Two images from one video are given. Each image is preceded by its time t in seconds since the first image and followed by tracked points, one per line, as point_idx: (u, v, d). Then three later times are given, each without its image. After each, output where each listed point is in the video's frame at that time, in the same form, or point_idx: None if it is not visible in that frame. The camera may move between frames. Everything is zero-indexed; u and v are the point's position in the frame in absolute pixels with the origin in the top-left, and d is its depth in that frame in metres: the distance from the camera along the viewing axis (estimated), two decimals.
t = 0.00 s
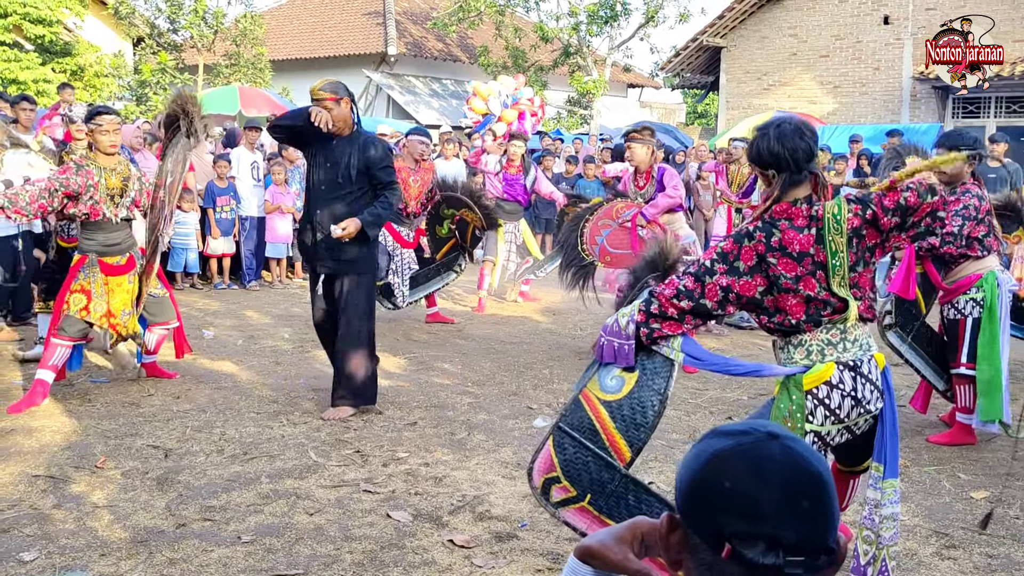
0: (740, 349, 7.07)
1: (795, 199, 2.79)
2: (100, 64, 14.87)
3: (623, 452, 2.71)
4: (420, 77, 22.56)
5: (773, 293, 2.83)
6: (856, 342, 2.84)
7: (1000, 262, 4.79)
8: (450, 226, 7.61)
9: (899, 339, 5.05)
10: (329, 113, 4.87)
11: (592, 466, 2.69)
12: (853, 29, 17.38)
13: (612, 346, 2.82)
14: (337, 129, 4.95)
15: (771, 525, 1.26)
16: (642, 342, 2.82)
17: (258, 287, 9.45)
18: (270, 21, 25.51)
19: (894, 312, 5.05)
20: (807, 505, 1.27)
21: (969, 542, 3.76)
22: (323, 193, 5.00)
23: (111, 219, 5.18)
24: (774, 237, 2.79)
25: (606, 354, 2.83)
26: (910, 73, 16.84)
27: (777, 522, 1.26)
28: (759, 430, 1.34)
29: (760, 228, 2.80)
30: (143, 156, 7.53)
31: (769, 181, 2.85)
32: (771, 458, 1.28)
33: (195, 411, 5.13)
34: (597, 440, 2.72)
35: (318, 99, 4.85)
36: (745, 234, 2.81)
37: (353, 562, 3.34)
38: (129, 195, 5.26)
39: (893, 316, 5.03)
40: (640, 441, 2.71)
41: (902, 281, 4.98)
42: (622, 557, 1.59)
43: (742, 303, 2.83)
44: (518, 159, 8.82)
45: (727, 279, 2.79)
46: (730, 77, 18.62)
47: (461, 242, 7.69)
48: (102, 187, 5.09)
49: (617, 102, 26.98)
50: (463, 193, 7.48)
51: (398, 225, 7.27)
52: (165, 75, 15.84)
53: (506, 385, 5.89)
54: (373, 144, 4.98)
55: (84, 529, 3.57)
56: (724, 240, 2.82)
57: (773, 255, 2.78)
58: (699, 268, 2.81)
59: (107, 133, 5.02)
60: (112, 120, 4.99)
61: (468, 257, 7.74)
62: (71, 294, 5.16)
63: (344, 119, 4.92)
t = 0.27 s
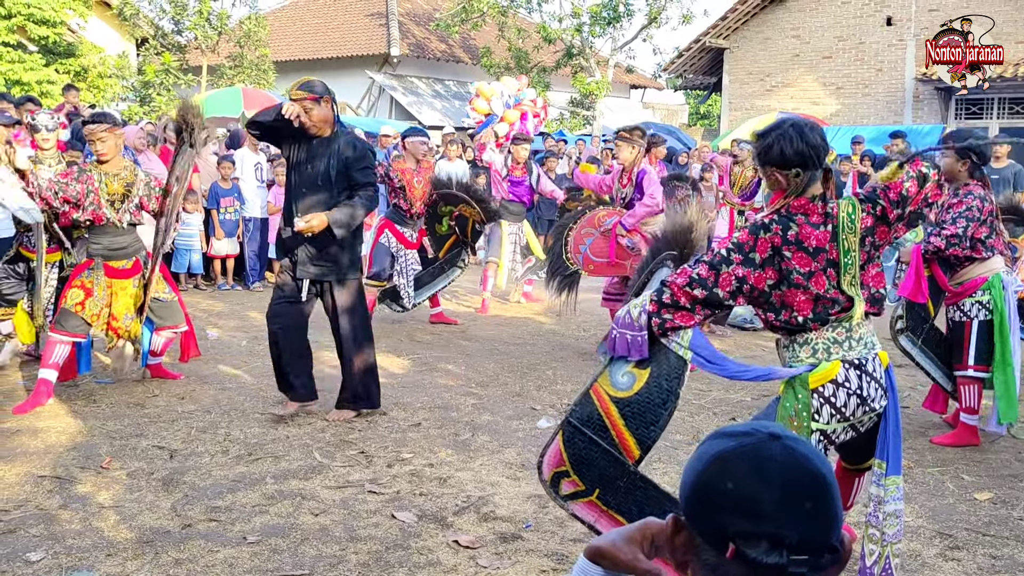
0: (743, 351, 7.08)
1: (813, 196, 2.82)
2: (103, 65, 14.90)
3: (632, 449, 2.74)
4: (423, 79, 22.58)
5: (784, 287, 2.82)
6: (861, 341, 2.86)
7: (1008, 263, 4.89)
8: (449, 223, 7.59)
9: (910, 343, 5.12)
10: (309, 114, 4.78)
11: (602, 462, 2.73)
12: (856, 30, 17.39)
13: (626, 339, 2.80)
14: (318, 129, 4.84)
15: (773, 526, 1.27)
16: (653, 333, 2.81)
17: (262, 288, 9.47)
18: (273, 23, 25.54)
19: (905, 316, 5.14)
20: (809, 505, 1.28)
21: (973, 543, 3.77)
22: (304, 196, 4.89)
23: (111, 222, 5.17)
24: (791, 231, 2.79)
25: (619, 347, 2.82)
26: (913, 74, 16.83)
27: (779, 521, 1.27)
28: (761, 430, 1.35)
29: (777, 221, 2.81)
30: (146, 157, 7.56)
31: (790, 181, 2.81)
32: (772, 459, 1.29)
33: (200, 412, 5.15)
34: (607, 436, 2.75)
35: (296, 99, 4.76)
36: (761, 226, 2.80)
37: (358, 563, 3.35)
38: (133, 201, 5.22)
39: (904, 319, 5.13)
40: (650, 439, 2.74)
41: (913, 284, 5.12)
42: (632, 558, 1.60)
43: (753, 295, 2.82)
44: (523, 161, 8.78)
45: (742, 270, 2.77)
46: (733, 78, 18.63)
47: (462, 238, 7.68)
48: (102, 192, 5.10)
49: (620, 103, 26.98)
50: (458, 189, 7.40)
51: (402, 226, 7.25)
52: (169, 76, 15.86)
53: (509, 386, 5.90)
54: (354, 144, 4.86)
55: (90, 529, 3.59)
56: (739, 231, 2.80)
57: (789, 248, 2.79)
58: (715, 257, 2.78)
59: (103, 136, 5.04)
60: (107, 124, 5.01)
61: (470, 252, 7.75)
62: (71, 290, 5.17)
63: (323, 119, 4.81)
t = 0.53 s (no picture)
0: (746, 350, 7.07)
1: (832, 197, 2.80)
2: (105, 64, 14.89)
3: (652, 445, 2.77)
4: (425, 78, 22.56)
5: (798, 286, 2.78)
6: (867, 344, 2.85)
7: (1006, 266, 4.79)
8: (448, 221, 7.50)
9: (905, 347, 5.02)
10: (269, 113, 4.62)
11: (622, 456, 2.79)
12: (858, 28, 17.35)
13: (645, 337, 2.75)
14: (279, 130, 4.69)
15: (775, 526, 1.25)
16: (670, 329, 2.75)
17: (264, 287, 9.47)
18: (275, 22, 25.53)
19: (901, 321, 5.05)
20: (810, 503, 1.26)
21: (978, 544, 3.75)
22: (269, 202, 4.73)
23: (99, 220, 5.15)
24: (810, 228, 2.75)
25: (638, 345, 2.77)
26: (916, 73, 16.79)
27: (781, 523, 1.25)
28: (754, 433, 1.34)
29: (797, 216, 2.76)
30: (146, 156, 7.55)
31: (809, 176, 2.78)
32: (769, 460, 1.27)
33: (202, 412, 5.14)
34: (626, 431, 2.79)
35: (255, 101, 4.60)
36: (782, 220, 2.74)
37: (360, 563, 3.34)
38: (126, 199, 5.17)
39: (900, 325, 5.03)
40: (669, 435, 2.75)
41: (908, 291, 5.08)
42: (637, 562, 1.57)
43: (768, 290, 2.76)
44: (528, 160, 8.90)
45: (764, 264, 2.70)
46: (735, 76, 18.62)
47: (462, 236, 7.58)
48: (94, 186, 5.13)
49: (622, 102, 26.96)
50: (455, 186, 7.35)
51: (401, 226, 7.27)
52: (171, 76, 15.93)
53: (512, 386, 5.89)
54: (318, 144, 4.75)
55: (92, 529, 3.58)
56: (761, 224, 2.73)
57: (808, 245, 2.75)
58: (737, 248, 2.67)
59: (102, 133, 5.06)
60: (106, 121, 5.04)
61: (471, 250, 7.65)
62: (74, 293, 5.17)
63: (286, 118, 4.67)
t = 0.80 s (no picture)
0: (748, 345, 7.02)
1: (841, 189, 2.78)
2: (104, 59, 14.82)
3: (676, 442, 2.73)
4: (425, 71, 22.48)
5: (810, 276, 2.72)
6: (871, 337, 2.81)
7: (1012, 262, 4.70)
8: (446, 216, 7.49)
9: (905, 342, 5.07)
10: (224, 98, 4.40)
11: (646, 454, 2.75)
12: (861, 21, 17.24)
13: (663, 334, 2.68)
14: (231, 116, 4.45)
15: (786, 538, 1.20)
16: (688, 324, 2.69)
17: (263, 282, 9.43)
18: (275, 16, 25.45)
19: (900, 316, 5.17)
20: (821, 513, 1.21)
21: (985, 543, 3.70)
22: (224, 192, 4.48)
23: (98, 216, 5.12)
24: (824, 217, 2.69)
25: (656, 341, 2.70)
26: (919, 66, 16.69)
27: (792, 533, 1.21)
28: (762, 438, 1.28)
29: (810, 205, 2.69)
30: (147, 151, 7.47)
31: (819, 163, 2.75)
32: (779, 469, 1.22)
33: (200, 409, 5.09)
34: (648, 428, 2.75)
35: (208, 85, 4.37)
36: (796, 209, 2.67)
37: (359, 564, 3.30)
38: (124, 195, 5.09)
39: (898, 320, 5.15)
40: (693, 429, 2.73)
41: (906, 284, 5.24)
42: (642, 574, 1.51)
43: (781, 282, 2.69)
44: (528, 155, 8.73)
45: (780, 255, 2.63)
46: (737, 69, 18.54)
47: (461, 230, 7.61)
48: (93, 182, 5.06)
49: (623, 95, 26.86)
50: (452, 184, 7.27)
51: (399, 220, 7.19)
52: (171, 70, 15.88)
53: (513, 382, 5.84)
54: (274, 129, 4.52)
55: (87, 530, 3.53)
56: (775, 213, 2.65)
57: (822, 235, 2.69)
58: (754, 238, 2.60)
59: (104, 129, 4.98)
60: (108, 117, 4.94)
61: (471, 243, 7.67)
62: (70, 288, 5.11)
63: (240, 104, 4.46)
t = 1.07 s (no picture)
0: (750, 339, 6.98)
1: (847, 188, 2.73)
2: (101, 52, 14.77)
3: (690, 457, 2.63)
4: (424, 62, 22.39)
5: (817, 282, 2.67)
6: (877, 337, 2.77)
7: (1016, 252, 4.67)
8: (450, 213, 7.51)
9: (910, 331, 4.95)
10: (184, 96, 4.00)
11: (660, 473, 2.63)
12: (861, 10, 17.12)
13: (664, 353, 2.67)
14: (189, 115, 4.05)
15: (796, 553, 1.16)
16: (693, 348, 2.66)
17: (262, 276, 9.39)
18: (273, 7, 25.36)
19: (907, 304, 4.99)
20: (837, 531, 1.16)
21: (991, 541, 3.67)
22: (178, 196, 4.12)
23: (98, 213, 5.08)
24: (831, 222, 2.64)
25: (658, 361, 2.68)
26: (920, 55, 16.60)
27: (803, 549, 1.16)
28: (783, 453, 1.25)
29: (816, 211, 2.64)
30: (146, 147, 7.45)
31: (808, 153, 2.75)
32: (793, 481, 1.18)
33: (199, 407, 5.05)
34: (660, 446, 2.65)
35: (164, 83, 3.99)
36: (802, 217, 2.62)
37: (360, 566, 3.26)
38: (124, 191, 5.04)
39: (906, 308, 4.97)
40: (705, 443, 2.64)
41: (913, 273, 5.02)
42: None
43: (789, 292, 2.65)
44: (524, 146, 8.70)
45: (789, 269, 2.59)
46: (737, 59, 18.48)
47: (463, 226, 7.58)
48: (91, 178, 4.98)
49: (623, 85, 26.77)
50: (454, 187, 7.28)
51: (396, 215, 7.14)
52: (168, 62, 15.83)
53: (514, 378, 5.80)
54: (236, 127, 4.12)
55: (85, 532, 3.49)
56: (782, 224, 2.61)
57: (830, 241, 2.64)
58: (759, 257, 2.57)
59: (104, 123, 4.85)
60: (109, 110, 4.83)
61: (473, 241, 7.64)
62: (69, 285, 5.07)
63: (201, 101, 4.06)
